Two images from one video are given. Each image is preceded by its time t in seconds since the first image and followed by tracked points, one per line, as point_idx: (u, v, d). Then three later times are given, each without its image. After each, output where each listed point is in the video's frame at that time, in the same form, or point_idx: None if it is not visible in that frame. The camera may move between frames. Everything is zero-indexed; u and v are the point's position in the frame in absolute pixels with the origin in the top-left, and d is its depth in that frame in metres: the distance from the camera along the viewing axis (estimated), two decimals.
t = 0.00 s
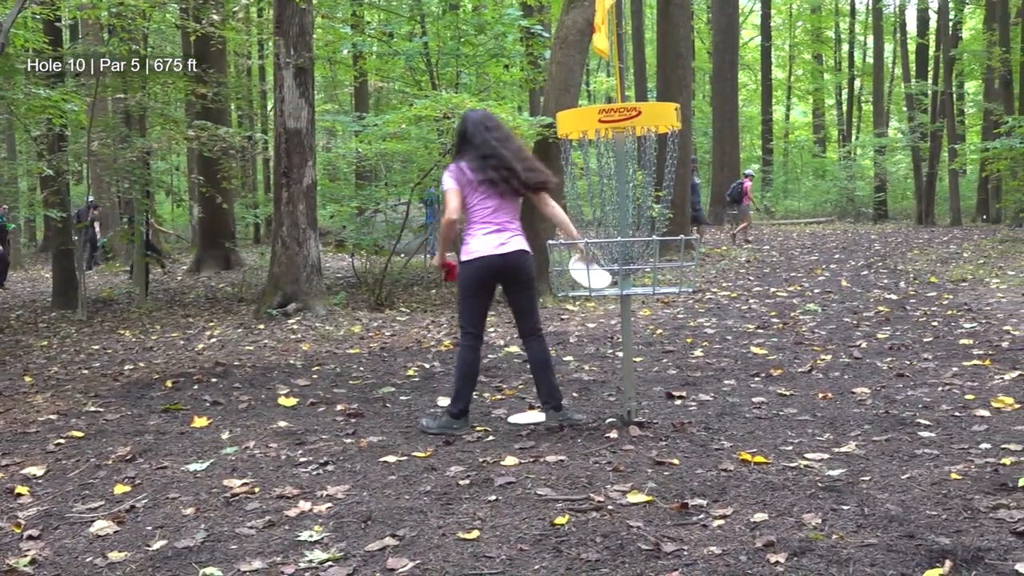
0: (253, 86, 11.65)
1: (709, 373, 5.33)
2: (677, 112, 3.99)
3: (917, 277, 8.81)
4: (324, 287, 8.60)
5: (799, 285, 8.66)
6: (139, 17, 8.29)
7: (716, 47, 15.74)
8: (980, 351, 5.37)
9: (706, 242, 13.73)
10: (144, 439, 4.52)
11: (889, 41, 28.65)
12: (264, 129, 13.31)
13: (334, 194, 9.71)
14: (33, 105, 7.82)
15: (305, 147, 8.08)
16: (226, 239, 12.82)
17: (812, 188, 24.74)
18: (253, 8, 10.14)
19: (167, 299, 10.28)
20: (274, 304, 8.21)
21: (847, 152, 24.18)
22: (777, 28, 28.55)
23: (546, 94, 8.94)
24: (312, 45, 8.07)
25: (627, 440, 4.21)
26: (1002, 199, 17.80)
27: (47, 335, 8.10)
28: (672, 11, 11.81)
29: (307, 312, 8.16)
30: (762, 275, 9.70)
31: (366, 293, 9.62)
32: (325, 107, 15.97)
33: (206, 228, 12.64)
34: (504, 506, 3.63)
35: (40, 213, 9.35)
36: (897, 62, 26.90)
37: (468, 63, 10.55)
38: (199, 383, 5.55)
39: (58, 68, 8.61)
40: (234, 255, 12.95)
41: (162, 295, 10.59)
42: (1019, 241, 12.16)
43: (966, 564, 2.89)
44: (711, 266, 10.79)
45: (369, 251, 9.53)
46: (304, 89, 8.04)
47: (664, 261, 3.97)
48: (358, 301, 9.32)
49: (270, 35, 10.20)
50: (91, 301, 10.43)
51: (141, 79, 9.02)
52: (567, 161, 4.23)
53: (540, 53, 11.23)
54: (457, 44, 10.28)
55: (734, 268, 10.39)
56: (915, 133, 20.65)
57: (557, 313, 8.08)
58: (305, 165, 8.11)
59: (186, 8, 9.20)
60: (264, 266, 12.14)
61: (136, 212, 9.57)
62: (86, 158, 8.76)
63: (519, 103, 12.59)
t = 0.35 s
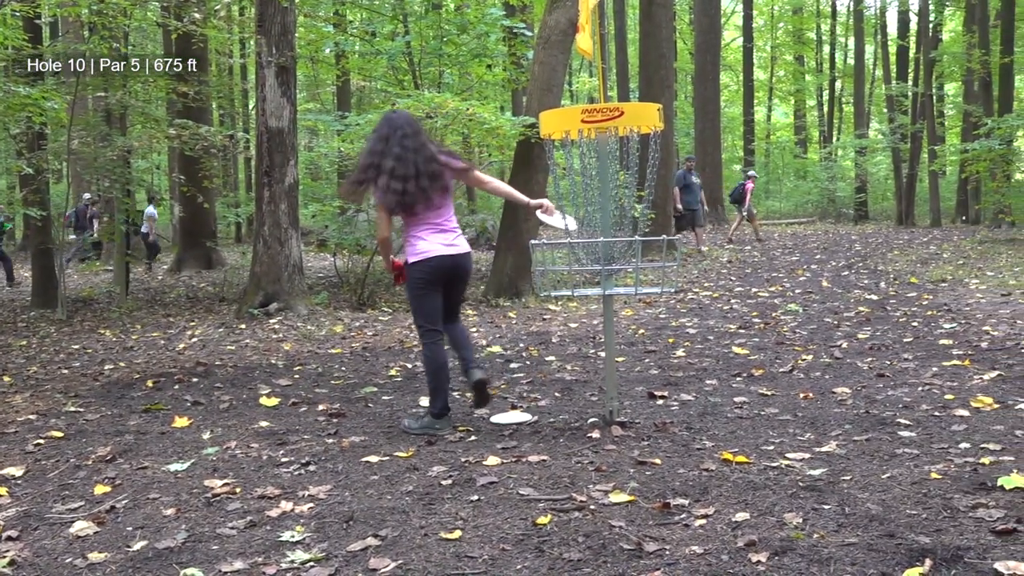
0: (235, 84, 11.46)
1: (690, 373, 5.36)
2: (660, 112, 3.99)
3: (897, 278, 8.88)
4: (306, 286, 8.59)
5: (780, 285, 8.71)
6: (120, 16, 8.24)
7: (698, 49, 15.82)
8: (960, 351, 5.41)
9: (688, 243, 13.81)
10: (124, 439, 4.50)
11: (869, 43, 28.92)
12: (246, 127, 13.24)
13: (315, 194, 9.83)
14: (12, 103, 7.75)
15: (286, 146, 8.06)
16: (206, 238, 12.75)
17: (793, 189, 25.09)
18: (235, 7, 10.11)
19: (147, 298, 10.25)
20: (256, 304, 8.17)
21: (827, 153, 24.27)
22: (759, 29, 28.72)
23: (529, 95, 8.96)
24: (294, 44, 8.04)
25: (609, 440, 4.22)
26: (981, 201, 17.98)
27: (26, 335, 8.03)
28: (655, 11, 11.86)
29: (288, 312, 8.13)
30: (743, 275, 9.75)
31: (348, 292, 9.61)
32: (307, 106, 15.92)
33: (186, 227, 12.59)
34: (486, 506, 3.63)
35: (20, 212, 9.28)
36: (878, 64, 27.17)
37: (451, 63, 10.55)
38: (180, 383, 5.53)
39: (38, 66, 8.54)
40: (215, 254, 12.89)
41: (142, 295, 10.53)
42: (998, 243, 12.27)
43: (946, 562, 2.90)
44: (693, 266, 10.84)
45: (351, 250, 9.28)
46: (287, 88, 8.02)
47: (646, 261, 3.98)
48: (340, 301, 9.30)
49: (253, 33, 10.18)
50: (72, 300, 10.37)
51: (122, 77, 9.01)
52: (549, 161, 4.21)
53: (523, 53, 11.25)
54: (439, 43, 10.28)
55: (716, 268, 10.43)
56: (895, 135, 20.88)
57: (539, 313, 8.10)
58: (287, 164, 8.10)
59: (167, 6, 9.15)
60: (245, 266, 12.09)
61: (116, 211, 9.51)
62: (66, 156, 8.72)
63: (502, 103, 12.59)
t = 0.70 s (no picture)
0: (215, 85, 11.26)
1: (671, 375, 5.38)
2: (641, 114, 4.00)
3: (876, 280, 8.93)
4: (287, 288, 8.57)
5: (760, 287, 8.76)
6: (100, 16, 8.19)
7: (679, 52, 15.87)
8: (938, 353, 5.45)
9: (669, 244, 13.88)
10: (103, 443, 4.47)
11: (848, 46, 29.21)
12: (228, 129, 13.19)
13: (296, 196, 9.80)
14: None
15: (267, 148, 8.04)
16: (187, 240, 12.70)
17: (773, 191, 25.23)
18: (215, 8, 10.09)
19: (127, 301, 10.18)
20: (236, 306, 8.14)
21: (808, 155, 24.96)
22: (739, 32, 28.92)
23: (510, 97, 8.96)
24: (275, 46, 8.02)
25: (591, 442, 4.23)
26: (959, 204, 18.19)
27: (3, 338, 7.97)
28: (636, 14, 11.89)
29: (269, 315, 8.10)
30: (724, 277, 9.81)
31: (329, 294, 9.61)
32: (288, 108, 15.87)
33: (166, 228, 12.54)
34: (467, 509, 3.62)
35: None
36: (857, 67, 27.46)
37: (433, 65, 10.55)
38: (160, 386, 5.50)
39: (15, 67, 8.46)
40: (196, 256, 12.86)
41: (122, 297, 10.45)
42: (977, 245, 12.40)
43: (924, 563, 2.92)
44: (676, 267, 10.89)
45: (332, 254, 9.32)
46: (267, 90, 7.99)
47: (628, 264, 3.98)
48: (322, 302, 9.29)
49: (233, 35, 10.17)
50: (50, 303, 10.26)
51: (101, 78, 9.02)
52: (531, 163, 4.20)
53: (504, 56, 11.26)
54: (422, 45, 10.27)
55: (698, 270, 10.48)
56: (874, 137, 21.10)
57: (521, 315, 8.11)
58: (268, 166, 8.08)
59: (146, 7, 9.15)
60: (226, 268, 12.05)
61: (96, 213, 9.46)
62: (46, 157, 8.73)
63: (484, 105, 12.59)
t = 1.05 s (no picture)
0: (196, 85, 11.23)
1: (653, 375, 5.40)
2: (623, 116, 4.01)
3: (856, 281, 8.98)
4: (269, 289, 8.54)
5: (741, 288, 8.80)
6: (79, 16, 8.14)
7: (660, 53, 15.88)
8: (918, 354, 5.49)
9: (650, 245, 13.95)
10: (83, 445, 4.45)
11: (828, 49, 29.44)
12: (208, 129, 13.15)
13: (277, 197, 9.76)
14: None
15: (248, 149, 8.01)
16: (167, 241, 12.68)
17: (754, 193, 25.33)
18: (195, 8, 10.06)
19: (107, 302, 10.13)
20: (217, 307, 8.12)
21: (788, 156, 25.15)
22: (720, 34, 29.04)
23: (491, 98, 8.95)
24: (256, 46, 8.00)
25: (572, 443, 4.24)
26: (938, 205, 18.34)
27: None
28: (618, 15, 11.92)
29: (250, 316, 8.07)
30: (705, 278, 9.86)
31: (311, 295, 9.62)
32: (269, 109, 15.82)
33: (146, 230, 12.52)
34: (449, 510, 3.62)
35: None
36: (837, 69, 27.67)
37: (414, 66, 10.55)
38: (140, 388, 5.48)
39: None
40: (176, 257, 12.84)
41: (102, 299, 10.39)
42: (956, 246, 12.49)
43: (904, 562, 2.93)
44: (658, 268, 10.93)
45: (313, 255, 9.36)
46: (248, 91, 7.97)
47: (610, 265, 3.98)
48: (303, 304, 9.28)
49: (214, 35, 10.21)
50: (30, 304, 10.16)
51: (81, 78, 8.94)
52: (513, 164, 4.21)
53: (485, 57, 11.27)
54: (403, 45, 10.25)
55: (680, 271, 10.51)
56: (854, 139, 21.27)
57: (503, 316, 8.12)
58: (249, 167, 8.06)
59: (125, 6, 9.10)
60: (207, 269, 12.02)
61: (76, 214, 9.38)
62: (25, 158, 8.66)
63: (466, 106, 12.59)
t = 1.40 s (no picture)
0: (177, 84, 11.20)
1: (636, 375, 5.40)
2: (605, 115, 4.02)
3: (837, 280, 9.02)
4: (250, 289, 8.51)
5: (723, 287, 8.82)
6: (58, 15, 8.11)
7: (643, 53, 15.87)
8: (899, 353, 5.51)
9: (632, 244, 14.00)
10: (63, 446, 4.43)
11: (811, 49, 29.57)
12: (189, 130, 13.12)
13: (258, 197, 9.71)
14: None
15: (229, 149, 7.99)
16: (148, 241, 12.63)
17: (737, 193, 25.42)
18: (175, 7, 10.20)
19: (87, 302, 10.10)
20: (198, 308, 8.09)
21: (770, 155, 25.27)
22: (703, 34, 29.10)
23: (473, 98, 8.93)
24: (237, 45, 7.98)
25: (555, 442, 4.25)
26: (919, 204, 18.46)
27: None
28: (600, 15, 11.93)
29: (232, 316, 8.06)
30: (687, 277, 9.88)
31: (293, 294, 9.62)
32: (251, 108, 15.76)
33: (127, 232, 12.49)
34: (432, 510, 3.61)
35: None
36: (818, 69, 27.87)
37: (396, 66, 10.54)
38: (120, 389, 5.46)
39: None
40: (157, 257, 12.80)
41: (82, 299, 10.34)
42: (936, 245, 12.57)
43: (884, 560, 2.94)
44: (640, 267, 10.96)
45: (295, 254, 9.49)
46: (229, 90, 7.96)
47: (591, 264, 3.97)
48: (285, 303, 9.26)
49: (195, 34, 10.28)
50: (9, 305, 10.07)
51: (61, 77, 8.96)
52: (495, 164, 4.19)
53: (467, 56, 11.26)
54: (385, 45, 10.23)
55: (662, 271, 10.54)
56: (835, 139, 21.37)
57: (485, 316, 8.13)
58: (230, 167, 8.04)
59: (106, 7, 9.17)
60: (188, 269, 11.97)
61: (55, 214, 9.28)
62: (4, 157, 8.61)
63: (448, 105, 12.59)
